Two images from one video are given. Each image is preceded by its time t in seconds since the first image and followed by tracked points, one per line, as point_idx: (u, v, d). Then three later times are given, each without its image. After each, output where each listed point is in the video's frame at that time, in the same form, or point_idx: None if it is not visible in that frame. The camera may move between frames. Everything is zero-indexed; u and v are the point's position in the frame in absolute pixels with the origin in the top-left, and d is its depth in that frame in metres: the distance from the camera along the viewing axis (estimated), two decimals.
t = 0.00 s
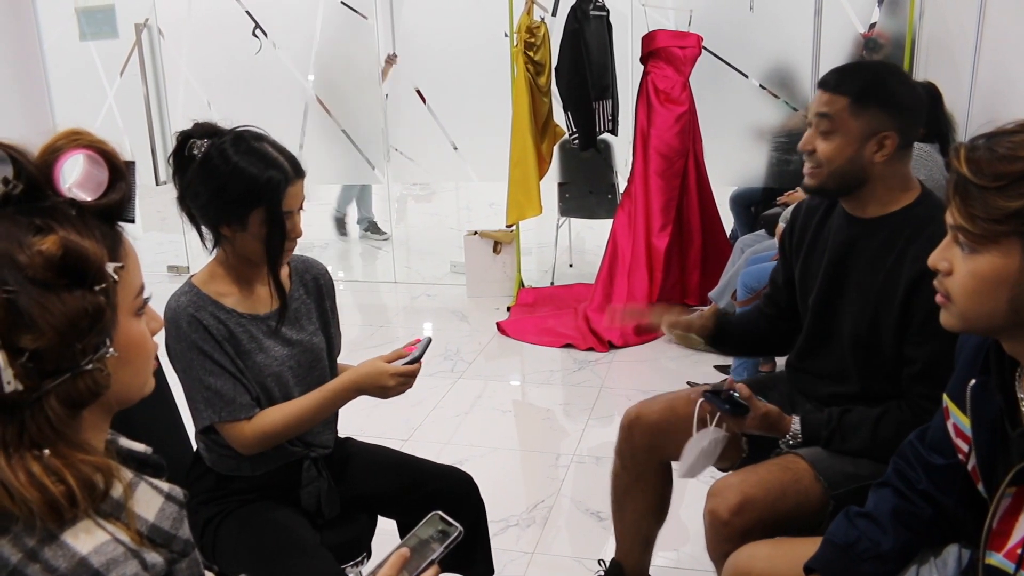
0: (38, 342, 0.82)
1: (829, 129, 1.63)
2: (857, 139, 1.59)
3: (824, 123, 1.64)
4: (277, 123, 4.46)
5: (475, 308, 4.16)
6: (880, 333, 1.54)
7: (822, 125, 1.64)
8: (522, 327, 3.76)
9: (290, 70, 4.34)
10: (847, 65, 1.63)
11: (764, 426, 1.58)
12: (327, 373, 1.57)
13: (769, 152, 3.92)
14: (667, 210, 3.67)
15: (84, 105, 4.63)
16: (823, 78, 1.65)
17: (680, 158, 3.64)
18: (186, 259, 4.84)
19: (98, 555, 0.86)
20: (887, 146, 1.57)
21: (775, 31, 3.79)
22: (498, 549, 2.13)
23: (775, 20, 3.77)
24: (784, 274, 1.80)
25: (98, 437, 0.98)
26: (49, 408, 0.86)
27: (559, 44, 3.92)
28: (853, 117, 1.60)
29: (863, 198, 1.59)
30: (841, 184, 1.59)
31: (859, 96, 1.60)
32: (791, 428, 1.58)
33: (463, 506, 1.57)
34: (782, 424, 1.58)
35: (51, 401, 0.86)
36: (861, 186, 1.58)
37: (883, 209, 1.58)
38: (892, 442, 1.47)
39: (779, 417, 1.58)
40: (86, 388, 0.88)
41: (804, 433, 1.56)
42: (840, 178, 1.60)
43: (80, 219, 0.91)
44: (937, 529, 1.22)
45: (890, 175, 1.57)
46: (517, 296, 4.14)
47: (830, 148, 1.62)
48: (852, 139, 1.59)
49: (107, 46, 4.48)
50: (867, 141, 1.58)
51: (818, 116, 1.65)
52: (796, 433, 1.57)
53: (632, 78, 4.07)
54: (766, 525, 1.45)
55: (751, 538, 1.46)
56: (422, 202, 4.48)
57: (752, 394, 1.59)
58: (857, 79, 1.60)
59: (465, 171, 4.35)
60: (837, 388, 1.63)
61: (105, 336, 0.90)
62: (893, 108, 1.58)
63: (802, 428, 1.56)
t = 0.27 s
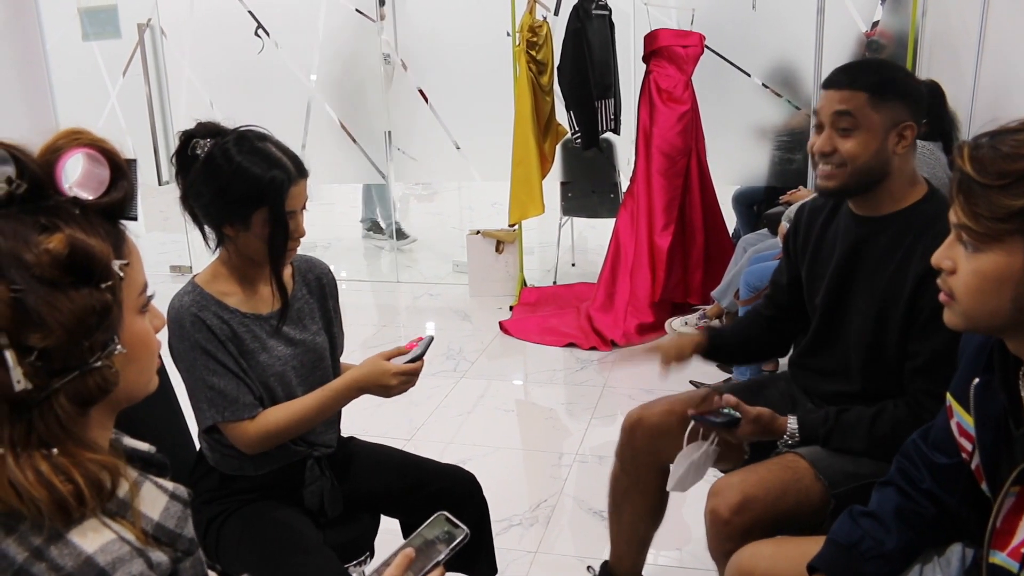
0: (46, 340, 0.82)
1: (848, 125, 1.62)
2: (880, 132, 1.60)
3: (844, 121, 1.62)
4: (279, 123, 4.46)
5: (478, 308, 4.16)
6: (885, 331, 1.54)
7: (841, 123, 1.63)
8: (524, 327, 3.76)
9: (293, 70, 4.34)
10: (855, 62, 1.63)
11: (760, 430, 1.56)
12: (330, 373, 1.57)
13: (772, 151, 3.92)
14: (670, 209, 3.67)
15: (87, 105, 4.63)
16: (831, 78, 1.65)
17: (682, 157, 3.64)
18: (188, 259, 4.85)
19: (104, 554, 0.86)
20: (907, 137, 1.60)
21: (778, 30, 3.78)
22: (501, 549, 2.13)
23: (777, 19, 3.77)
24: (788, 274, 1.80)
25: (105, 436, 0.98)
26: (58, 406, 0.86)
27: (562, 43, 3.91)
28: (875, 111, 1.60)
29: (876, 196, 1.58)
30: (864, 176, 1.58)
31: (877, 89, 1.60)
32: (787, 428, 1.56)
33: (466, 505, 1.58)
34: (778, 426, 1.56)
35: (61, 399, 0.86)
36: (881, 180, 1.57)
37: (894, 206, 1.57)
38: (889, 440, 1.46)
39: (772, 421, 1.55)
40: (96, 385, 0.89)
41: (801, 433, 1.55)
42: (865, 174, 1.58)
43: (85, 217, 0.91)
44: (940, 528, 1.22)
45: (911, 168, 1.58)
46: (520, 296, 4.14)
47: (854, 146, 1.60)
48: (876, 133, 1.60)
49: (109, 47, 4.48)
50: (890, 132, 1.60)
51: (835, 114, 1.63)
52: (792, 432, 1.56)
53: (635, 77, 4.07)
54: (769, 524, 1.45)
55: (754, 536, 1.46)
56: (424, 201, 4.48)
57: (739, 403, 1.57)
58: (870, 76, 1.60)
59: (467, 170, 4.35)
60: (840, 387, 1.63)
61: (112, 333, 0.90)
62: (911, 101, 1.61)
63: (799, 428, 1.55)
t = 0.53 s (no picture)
0: (50, 335, 0.82)
1: (858, 115, 1.62)
2: (886, 125, 1.60)
3: (851, 111, 1.63)
4: (282, 119, 4.46)
5: (481, 304, 4.16)
6: (887, 327, 1.53)
7: (847, 113, 1.63)
8: (527, 323, 3.75)
9: (296, 66, 4.34)
10: (867, 53, 1.63)
11: (766, 433, 1.57)
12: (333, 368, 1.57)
13: (775, 148, 3.92)
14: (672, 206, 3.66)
15: (89, 101, 4.63)
16: (843, 65, 1.65)
17: (685, 154, 3.63)
18: (191, 255, 4.85)
19: (102, 550, 0.86)
20: (912, 132, 1.60)
21: (782, 26, 3.78)
22: (503, 545, 2.14)
23: (781, 16, 3.76)
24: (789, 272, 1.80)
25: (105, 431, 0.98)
26: (62, 401, 0.86)
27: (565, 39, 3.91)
28: (883, 103, 1.60)
29: (879, 191, 1.58)
30: (872, 169, 1.57)
31: (886, 81, 1.60)
32: (789, 425, 1.56)
33: (467, 502, 1.58)
34: (781, 423, 1.57)
35: (65, 394, 0.87)
36: (886, 174, 1.57)
37: (896, 202, 1.56)
38: (894, 436, 1.45)
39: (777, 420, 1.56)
40: (100, 379, 0.89)
41: (804, 430, 1.55)
42: (869, 166, 1.57)
43: (88, 212, 0.91)
44: (943, 525, 1.22)
45: (913, 163, 1.57)
46: (522, 292, 4.14)
47: (860, 136, 1.60)
48: (882, 126, 1.60)
49: (112, 42, 4.48)
50: (895, 127, 1.60)
51: (842, 104, 1.64)
52: (795, 429, 1.56)
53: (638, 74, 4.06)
54: (772, 522, 1.45)
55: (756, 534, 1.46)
56: (427, 197, 4.48)
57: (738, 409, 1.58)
58: (882, 67, 1.60)
59: (470, 167, 4.35)
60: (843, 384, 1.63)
61: (116, 328, 0.90)
62: (916, 95, 1.61)
63: (801, 424, 1.55)
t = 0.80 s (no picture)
0: (51, 335, 0.82)
1: (848, 129, 1.61)
2: (878, 135, 1.59)
3: (841, 124, 1.62)
4: (283, 118, 4.46)
5: (481, 304, 4.16)
6: (889, 326, 1.53)
7: (838, 127, 1.63)
8: (527, 323, 3.75)
9: (297, 65, 4.34)
10: (852, 63, 1.62)
11: (769, 434, 1.58)
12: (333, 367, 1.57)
13: (776, 147, 3.91)
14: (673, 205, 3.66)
15: (90, 100, 4.63)
16: (828, 78, 1.64)
17: (687, 153, 3.63)
18: (191, 254, 4.85)
19: (104, 550, 0.86)
20: (904, 138, 1.60)
21: (783, 26, 3.77)
22: (504, 545, 2.13)
23: (782, 15, 3.76)
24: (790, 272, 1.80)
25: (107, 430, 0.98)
26: (64, 400, 0.86)
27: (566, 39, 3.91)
28: (871, 113, 1.60)
29: (875, 197, 1.58)
30: (866, 184, 1.57)
31: (873, 91, 1.60)
32: (791, 423, 1.58)
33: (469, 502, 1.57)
34: (782, 422, 1.58)
35: (66, 394, 0.87)
36: (880, 185, 1.57)
37: (896, 204, 1.56)
38: (895, 433, 1.45)
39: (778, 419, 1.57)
40: (101, 378, 0.89)
41: (806, 428, 1.56)
42: (866, 177, 1.57)
43: (84, 211, 0.91)
44: (945, 523, 1.22)
45: (909, 167, 1.57)
46: (523, 292, 4.13)
47: (853, 148, 1.60)
48: (874, 136, 1.59)
49: (113, 42, 4.48)
50: (886, 134, 1.60)
51: (831, 118, 1.63)
52: (797, 426, 1.57)
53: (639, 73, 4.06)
54: (773, 521, 1.45)
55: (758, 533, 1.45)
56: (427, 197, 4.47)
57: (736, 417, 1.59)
58: (866, 77, 1.60)
59: (471, 166, 4.35)
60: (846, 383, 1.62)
61: (117, 327, 0.90)
62: (905, 99, 1.61)
63: (804, 422, 1.57)
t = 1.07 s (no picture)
0: (49, 334, 0.82)
1: (858, 118, 1.62)
2: (887, 126, 1.59)
3: (851, 113, 1.62)
4: (283, 117, 4.46)
5: (481, 303, 4.16)
6: (886, 325, 1.53)
7: (848, 115, 1.63)
8: (527, 322, 3.74)
9: (298, 64, 4.34)
10: (865, 55, 1.63)
11: (762, 438, 1.59)
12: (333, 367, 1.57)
13: (776, 147, 3.91)
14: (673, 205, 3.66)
15: (91, 99, 4.63)
16: (841, 68, 1.65)
17: (687, 153, 3.63)
18: (192, 253, 4.86)
19: (97, 552, 0.85)
20: (913, 131, 1.59)
21: (783, 25, 3.77)
22: (503, 544, 2.13)
23: (783, 15, 3.76)
24: (790, 272, 1.80)
25: (105, 430, 0.98)
26: (62, 400, 0.86)
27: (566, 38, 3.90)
28: (883, 104, 1.60)
29: (877, 191, 1.58)
30: (869, 174, 1.57)
31: (886, 82, 1.60)
32: (784, 425, 1.57)
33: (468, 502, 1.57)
34: (774, 424, 1.58)
35: (64, 394, 0.87)
36: (882, 177, 1.56)
37: (899, 199, 1.56)
38: (890, 432, 1.45)
39: (770, 421, 1.57)
40: (99, 377, 0.89)
41: (800, 430, 1.55)
42: (871, 166, 1.57)
43: (84, 209, 0.91)
44: (944, 522, 1.22)
45: (913, 163, 1.57)
46: (523, 291, 4.13)
47: (860, 137, 1.60)
48: (882, 128, 1.59)
49: (114, 40, 4.48)
50: (896, 127, 1.60)
51: (842, 106, 1.64)
52: (791, 429, 1.57)
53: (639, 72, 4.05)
54: (771, 522, 1.45)
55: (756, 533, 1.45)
56: (427, 196, 4.48)
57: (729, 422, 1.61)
58: (881, 68, 1.61)
59: (471, 165, 4.35)
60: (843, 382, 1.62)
61: (115, 326, 0.90)
62: (916, 94, 1.61)
63: (797, 424, 1.56)
